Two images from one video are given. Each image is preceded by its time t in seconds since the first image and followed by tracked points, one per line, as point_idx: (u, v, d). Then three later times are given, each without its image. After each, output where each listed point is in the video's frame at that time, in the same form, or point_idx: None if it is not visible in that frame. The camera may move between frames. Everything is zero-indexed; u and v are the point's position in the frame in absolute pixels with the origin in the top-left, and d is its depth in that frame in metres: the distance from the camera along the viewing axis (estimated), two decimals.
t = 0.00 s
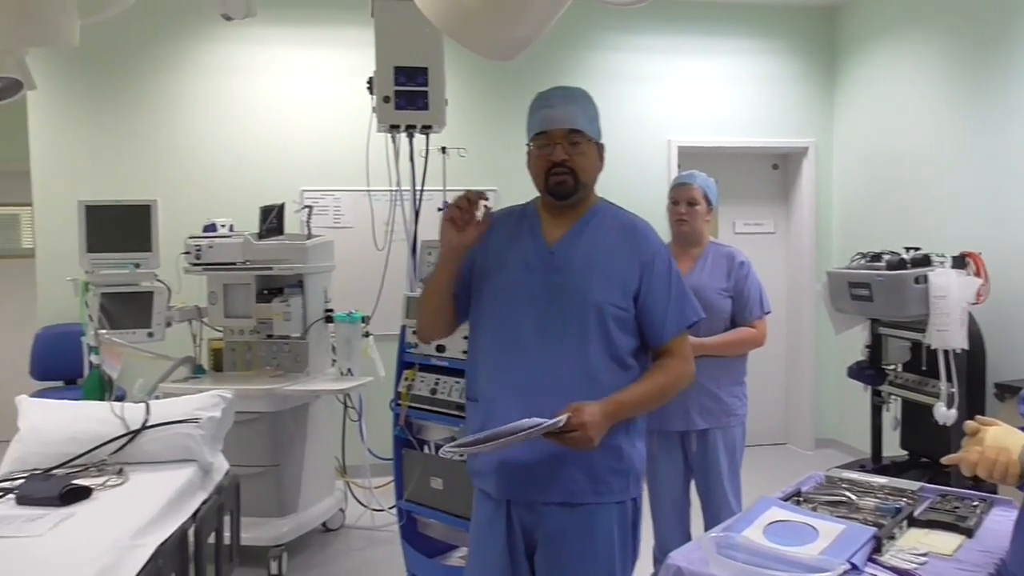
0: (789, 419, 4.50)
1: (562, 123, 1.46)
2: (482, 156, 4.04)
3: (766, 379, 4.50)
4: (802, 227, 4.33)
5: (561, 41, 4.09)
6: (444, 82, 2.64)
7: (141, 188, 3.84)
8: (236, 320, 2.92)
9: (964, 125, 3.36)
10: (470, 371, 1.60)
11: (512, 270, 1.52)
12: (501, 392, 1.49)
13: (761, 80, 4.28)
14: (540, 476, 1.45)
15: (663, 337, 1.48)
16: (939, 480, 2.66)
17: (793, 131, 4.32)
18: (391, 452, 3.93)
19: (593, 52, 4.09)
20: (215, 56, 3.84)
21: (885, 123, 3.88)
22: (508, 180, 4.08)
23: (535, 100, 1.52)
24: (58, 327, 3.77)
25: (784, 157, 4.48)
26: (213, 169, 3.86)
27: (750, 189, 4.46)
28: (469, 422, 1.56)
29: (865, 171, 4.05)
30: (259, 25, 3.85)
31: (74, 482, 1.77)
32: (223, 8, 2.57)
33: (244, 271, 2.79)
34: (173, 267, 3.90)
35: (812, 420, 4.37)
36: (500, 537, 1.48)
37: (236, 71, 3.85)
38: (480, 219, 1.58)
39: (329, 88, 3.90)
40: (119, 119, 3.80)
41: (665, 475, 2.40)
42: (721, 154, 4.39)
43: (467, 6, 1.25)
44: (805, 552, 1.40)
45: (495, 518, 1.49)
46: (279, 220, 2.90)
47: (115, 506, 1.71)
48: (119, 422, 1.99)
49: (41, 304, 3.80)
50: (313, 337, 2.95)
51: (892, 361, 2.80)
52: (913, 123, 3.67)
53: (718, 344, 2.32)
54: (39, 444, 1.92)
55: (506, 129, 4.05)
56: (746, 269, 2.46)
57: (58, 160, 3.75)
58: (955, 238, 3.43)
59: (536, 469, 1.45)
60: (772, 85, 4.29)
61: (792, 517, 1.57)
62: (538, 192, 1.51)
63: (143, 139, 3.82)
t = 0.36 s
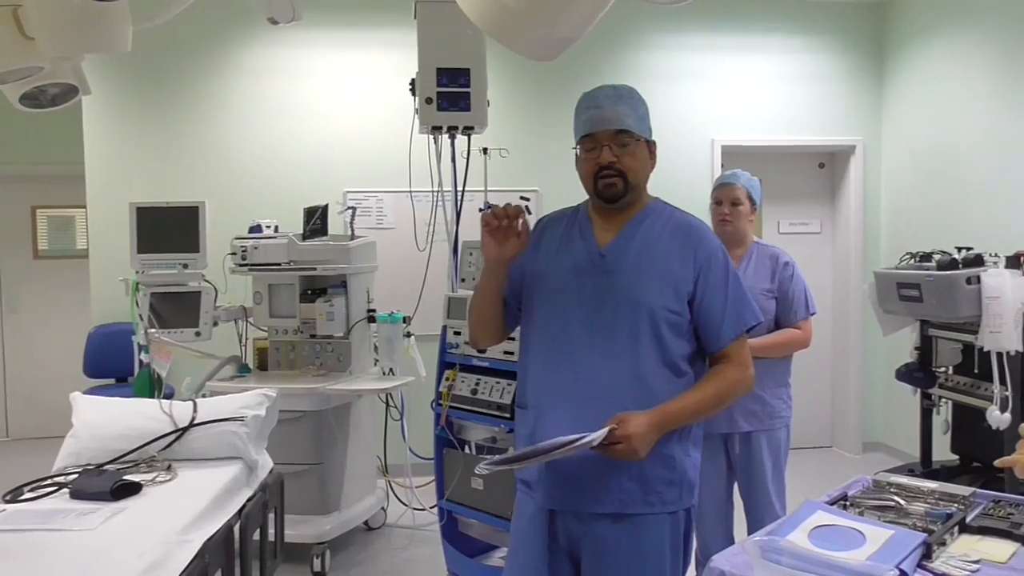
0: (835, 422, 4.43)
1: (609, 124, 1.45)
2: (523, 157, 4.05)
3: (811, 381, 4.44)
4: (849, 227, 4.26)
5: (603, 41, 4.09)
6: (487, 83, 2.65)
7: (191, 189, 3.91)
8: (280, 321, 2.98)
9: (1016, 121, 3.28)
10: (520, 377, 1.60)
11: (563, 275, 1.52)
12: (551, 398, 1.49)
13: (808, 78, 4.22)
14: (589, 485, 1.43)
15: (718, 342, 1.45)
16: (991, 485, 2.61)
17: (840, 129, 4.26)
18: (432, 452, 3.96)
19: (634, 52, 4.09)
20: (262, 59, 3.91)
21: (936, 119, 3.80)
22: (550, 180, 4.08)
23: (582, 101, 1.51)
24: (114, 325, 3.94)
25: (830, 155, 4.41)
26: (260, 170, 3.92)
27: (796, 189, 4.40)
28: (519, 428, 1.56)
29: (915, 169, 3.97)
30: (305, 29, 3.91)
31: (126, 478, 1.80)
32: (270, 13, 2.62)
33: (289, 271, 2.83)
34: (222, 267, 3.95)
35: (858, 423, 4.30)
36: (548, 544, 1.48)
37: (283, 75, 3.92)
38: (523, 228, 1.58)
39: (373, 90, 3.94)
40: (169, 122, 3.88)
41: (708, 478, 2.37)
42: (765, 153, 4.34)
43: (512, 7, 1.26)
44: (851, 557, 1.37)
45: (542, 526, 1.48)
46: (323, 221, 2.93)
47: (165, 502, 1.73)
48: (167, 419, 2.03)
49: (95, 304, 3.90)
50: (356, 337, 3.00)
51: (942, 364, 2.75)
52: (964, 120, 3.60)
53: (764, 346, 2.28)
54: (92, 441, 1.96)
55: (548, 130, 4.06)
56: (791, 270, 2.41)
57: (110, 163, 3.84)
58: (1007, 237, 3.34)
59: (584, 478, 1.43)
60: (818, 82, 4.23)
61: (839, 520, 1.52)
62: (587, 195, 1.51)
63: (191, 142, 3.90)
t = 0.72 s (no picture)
0: (852, 421, 4.41)
1: (632, 121, 1.45)
2: (539, 155, 4.05)
3: (828, 379, 4.43)
4: (867, 224, 4.24)
5: (618, 39, 4.09)
6: (503, 80, 2.65)
7: (209, 188, 3.93)
8: (296, 318, 3.00)
9: None
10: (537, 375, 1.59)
11: (585, 273, 1.52)
12: (571, 397, 1.49)
13: (825, 74, 4.20)
14: (609, 486, 1.42)
15: (741, 342, 1.44)
16: (1012, 484, 2.56)
17: (858, 125, 4.24)
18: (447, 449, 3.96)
19: (650, 49, 4.09)
20: (279, 58, 3.93)
21: (956, 115, 3.76)
22: (566, 178, 4.08)
23: (604, 96, 1.51)
24: (130, 323, 3.92)
25: (848, 152, 4.39)
26: (278, 168, 3.95)
27: (814, 186, 4.39)
28: (536, 427, 1.55)
29: (935, 165, 3.94)
30: (322, 27, 3.93)
31: (144, 474, 1.81)
32: (287, 12, 2.63)
33: (304, 269, 2.85)
34: (240, 265, 3.98)
35: (877, 422, 4.28)
36: (565, 544, 1.48)
37: (300, 73, 3.94)
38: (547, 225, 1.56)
39: (389, 88, 3.95)
40: (188, 121, 3.91)
41: (725, 477, 2.37)
42: (783, 150, 4.33)
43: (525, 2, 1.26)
44: (868, 556, 1.36)
45: (560, 526, 1.48)
46: (339, 219, 2.93)
47: (183, 498, 1.74)
48: (184, 416, 2.03)
49: (114, 301, 3.93)
50: (371, 334, 3.02)
51: (963, 360, 2.72)
52: (984, 116, 3.57)
53: (782, 343, 2.27)
54: (110, 437, 1.97)
55: (564, 127, 4.06)
56: (807, 267, 2.40)
57: (130, 162, 3.88)
58: None
59: (604, 479, 1.42)
60: (836, 79, 4.21)
61: (857, 519, 1.52)
62: (608, 192, 1.51)
63: (209, 141, 3.92)
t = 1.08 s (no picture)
0: (850, 420, 4.41)
1: (630, 123, 1.44)
2: (538, 155, 4.06)
3: (826, 379, 4.43)
4: (865, 224, 4.25)
5: (617, 39, 4.09)
6: (501, 81, 2.65)
7: (208, 187, 3.93)
8: (295, 318, 3.00)
9: None
10: (536, 374, 1.60)
11: (583, 274, 1.52)
12: (568, 399, 1.48)
13: (824, 74, 4.21)
14: (604, 488, 1.42)
15: (740, 345, 1.44)
16: (1010, 484, 2.62)
17: (855, 125, 4.24)
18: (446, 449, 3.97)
19: (648, 49, 4.09)
20: (277, 57, 3.93)
21: (956, 116, 3.76)
22: (565, 178, 4.09)
23: (604, 98, 1.51)
24: (128, 323, 3.92)
25: (846, 152, 4.40)
26: (276, 168, 3.94)
27: (812, 186, 4.40)
28: (533, 426, 1.55)
29: (934, 165, 3.95)
30: (320, 27, 3.92)
31: (142, 474, 1.81)
32: (286, 12, 2.63)
33: (303, 269, 2.85)
34: (238, 265, 3.97)
35: (875, 422, 4.28)
36: (560, 543, 1.48)
37: (298, 73, 3.93)
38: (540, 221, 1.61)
39: (388, 88, 3.95)
40: (186, 121, 3.90)
41: (723, 477, 2.37)
42: (781, 150, 4.33)
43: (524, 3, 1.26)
44: (866, 555, 1.36)
45: (555, 526, 1.48)
46: (338, 219, 2.93)
47: (180, 498, 1.74)
48: (183, 416, 2.03)
49: (112, 301, 3.93)
50: (369, 334, 3.01)
51: (960, 361, 2.73)
52: (982, 116, 3.57)
53: (780, 343, 2.27)
54: (108, 437, 1.97)
55: (562, 128, 4.06)
56: (806, 267, 2.39)
57: (128, 162, 3.88)
58: None
59: (600, 481, 1.42)
60: (834, 79, 4.22)
61: (855, 519, 1.52)
62: (607, 194, 1.51)
63: (207, 141, 3.92)
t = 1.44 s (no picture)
0: (849, 420, 4.42)
1: (629, 125, 1.43)
2: (537, 155, 4.06)
3: (825, 378, 4.44)
4: (864, 224, 4.26)
5: (616, 38, 4.09)
6: (500, 80, 2.65)
7: (207, 187, 3.93)
8: (294, 318, 3.00)
9: None
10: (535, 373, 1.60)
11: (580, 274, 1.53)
12: (563, 399, 1.48)
13: (823, 74, 4.21)
14: (598, 488, 1.42)
15: (735, 348, 1.43)
16: (1007, 483, 2.64)
17: (854, 125, 4.25)
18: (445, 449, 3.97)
19: (648, 49, 4.09)
20: (276, 57, 3.92)
21: (955, 117, 3.76)
22: (564, 178, 4.08)
23: (605, 99, 1.50)
24: (128, 323, 3.92)
25: (845, 152, 4.41)
26: (276, 167, 3.94)
27: (811, 186, 4.40)
28: (530, 425, 1.56)
29: (933, 165, 3.95)
30: (319, 27, 3.92)
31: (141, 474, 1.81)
32: (284, 12, 2.63)
33: (302, 269, 2.85)
34: (237, 265, 3.97)
35: (874, 421, 4.29)
36: (555, 542, 1.48)
37: (297, 73, 3.93)
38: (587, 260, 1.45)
39: (387, 87, 3.94)
40: (185, 120, 3.89)
41: (723, 476, 2.37)
42: (780, 149, 4.34)
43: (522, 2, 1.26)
44: (865, 555, 1.36)
45: (548, 525, 1.48)
46: (337, 219, 2.93)
47: (180, 498, 1.74)
48: (182, 416, 2.03)
49: (111, 301, 3.92)
50: (369, 334, 3.01)
51: (959, 361, 2.72)
52: (982, 115, 3.57)
53: (779, 343, 2.28)
54: (107, 437, 1.97)
55: (562, 127, 4.06)
56: (805, 267, 2.39)
57: (128, 161, 3.87)
58: None
59: (594, 481, 1.42)
60: (833, 78, 4.22)
61: (854, 519, 1.52)
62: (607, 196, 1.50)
63: (207, 140, 3.91)
